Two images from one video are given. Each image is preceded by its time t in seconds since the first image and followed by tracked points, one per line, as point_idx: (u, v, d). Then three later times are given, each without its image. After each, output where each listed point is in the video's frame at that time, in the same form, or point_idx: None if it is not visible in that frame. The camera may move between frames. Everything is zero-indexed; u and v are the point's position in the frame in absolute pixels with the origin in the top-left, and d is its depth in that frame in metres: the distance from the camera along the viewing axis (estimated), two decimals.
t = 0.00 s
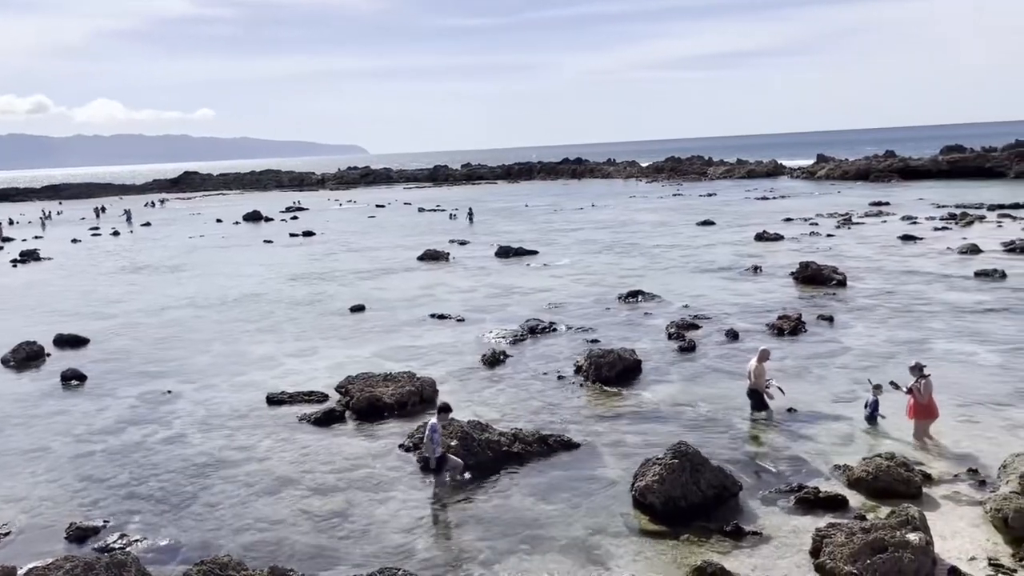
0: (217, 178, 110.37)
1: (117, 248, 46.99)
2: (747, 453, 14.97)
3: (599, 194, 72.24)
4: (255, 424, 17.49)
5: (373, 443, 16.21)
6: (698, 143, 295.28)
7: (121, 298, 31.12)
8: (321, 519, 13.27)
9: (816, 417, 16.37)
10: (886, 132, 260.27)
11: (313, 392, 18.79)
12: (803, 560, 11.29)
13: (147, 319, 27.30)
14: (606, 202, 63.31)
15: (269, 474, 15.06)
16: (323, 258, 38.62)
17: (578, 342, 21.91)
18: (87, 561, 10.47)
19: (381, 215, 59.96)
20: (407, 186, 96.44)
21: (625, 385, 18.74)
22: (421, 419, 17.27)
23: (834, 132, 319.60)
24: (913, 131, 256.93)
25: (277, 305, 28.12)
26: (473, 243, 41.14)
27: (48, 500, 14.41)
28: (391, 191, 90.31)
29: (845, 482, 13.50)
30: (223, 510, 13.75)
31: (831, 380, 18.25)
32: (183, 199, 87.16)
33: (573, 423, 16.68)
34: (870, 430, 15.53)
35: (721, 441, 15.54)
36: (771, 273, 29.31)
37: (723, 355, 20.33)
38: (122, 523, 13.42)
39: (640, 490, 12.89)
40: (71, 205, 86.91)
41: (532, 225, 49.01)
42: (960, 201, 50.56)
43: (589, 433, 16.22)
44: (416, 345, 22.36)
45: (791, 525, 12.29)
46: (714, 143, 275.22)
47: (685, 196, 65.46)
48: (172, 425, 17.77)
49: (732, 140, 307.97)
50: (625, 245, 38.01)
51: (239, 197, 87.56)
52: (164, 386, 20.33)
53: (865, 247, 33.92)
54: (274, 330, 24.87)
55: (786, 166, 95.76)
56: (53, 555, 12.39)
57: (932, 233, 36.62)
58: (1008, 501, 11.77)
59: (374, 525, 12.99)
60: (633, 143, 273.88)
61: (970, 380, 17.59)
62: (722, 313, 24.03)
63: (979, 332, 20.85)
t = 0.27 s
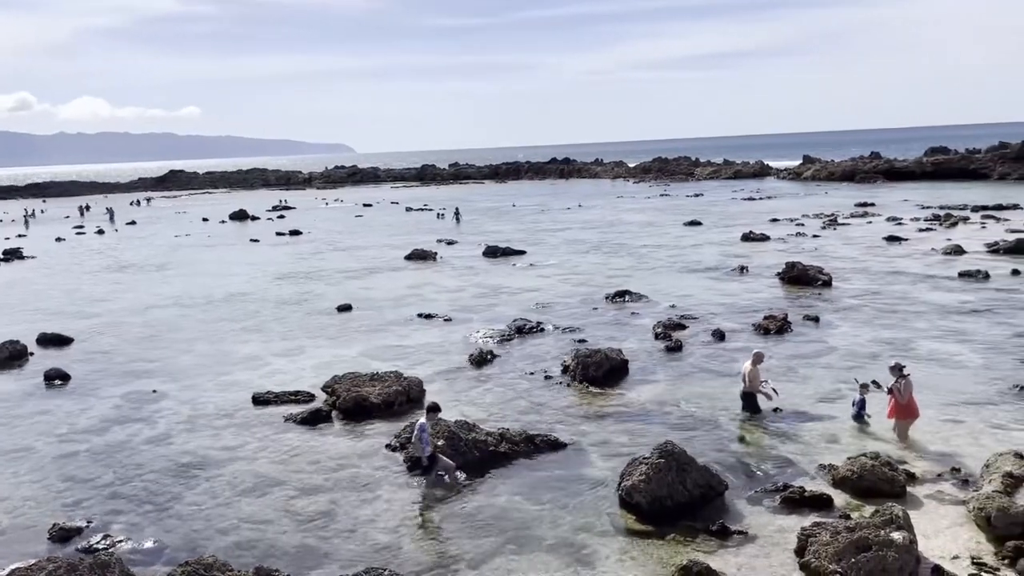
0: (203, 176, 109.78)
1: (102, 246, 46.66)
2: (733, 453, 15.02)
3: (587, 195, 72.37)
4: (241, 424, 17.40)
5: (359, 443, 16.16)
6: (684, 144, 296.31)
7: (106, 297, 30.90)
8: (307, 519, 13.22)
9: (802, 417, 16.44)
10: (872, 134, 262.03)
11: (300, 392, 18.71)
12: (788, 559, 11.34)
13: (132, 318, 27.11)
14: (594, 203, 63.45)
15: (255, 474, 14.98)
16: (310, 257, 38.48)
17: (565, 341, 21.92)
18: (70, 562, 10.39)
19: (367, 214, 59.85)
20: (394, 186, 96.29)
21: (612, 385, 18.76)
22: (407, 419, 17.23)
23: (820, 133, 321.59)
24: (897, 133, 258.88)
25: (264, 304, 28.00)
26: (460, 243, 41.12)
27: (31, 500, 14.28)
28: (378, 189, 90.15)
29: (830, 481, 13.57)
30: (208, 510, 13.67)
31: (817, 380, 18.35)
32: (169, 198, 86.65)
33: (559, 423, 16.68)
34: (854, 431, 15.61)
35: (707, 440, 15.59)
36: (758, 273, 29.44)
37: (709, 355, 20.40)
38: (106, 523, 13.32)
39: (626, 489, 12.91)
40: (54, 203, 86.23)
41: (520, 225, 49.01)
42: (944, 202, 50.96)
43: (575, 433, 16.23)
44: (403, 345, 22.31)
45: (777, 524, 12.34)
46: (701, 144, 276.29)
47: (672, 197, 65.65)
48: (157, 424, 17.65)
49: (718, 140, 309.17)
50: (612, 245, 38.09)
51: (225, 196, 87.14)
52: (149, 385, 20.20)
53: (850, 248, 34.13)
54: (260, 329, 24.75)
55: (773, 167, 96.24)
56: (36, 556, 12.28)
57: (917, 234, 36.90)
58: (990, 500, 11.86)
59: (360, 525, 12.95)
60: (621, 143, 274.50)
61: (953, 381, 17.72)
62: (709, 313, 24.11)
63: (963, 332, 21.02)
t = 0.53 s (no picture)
0: (189, 175, 109.18)
1: (86, 245, 46.31)
2: (718, 453, 15.07)
3: (574, 195, 72.48)
4: (226, 424, 17.30)
5: (346, 443, 16.11)
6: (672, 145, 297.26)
7: (90, 297, 30.67)
8: (293, 520, 13.17)
9: (787, 417, 16.52)
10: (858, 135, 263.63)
11: (285, 392, 18.63)
12: (773, 559, 11.38)
13: (116, 318, 26.92)
14: (581, 203, 63.59)
15: (240, 475, 14.91)
16: (296, 257, 38.35)
17: (552, 342, 21.95)
18: (52, 563, 10.32)
19: (354, 214, 59.72)
20: (382, 185, 96.14)
21: (599, 385, 18.79)
22: (394, 419, 17.19)
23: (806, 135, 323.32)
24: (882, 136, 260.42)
25: (249, 304, 27.89)
26: (447, 243, 41.10)
27: (12, 501, 14.15)
28: (365, 189, 89.97)
29: (815, 482, 13.64)
30: (192, 511, 13.59)
31: (802, 380, 18.44)
32: (154, 197, 86.17)
33: (546, 424, 16.69)
34: (840, 431, 15.70)
35: (692, 441, 15.64)
36: (744, 274, 29.56)
37: (695, 356, 20.47)
38: (89, 525, 13.22)
39: (612, 490, 12.92)
40: (38, 202, 85.60)
41: (507, 225, 49.02)
42: (928, 204, 51.38)
43: (562, 433, 16.24)
44: (389, 345, 22.27)
45: (762, 524, 12.39)
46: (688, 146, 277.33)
47: (659, 198, 65.84)
48: (141, 425, 17.54)
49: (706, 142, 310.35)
50: (599, 246, 38.16)
51: (212, 195, 86.73)
52: (133, 385, 20.07)
53: (836, 249, 34.32)
54: (246, 329, 24.64)
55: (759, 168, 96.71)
56: (17, 558, 12.17)
57: (901, 236, 37.17)
58: (973, 500, 11.95)
59: (346, 525, 12.91)
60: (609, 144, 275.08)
61: (937, 382, 17.84)
62: (695, 314, 24.19)
63: (946, 333, 21.18)
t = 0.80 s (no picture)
0: (174, 174, 108.49)
1: (69, 244, 45.92)
2: (704, 453, 15.11)
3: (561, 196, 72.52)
4: (211, 425, 17.21)
5: (331, 443, 16.06)
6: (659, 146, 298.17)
7: (73, 296, 30.41)
8: (278, 521, 13.11)
9: (772, 417, 16.59)
10: (845, 137, 265.15)
11: (271, 392, 18.54)
12: (758, 558, 11.43)
13: (100, 317, 26.72)
14: (568, 204, 63.65)
15: (225, 475, 14.84)
16: (282, 256, 38.19)
17: (539, 342, 21.96)
18: (33, 565, 10.22)
19: (341, 213, 59.52)
20: (369, 185, 95.92)
21: (585, 385, 18.82)
22: (380, 419, 17.15)
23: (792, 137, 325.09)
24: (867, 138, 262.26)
25: (235, 304, 27.74)
26: (434, 243, 41.04)
27: None
28: (352, 189, 89.74)
29: (799, 482, 13.70)
30: (176, 512, 13.51)
31: (787, 381, 18.52)
32: (138, 195, 85.58)
33: (533, 424, 16.70)
34: (824, 432, 15.78)
35: (678, 441, 15.69)
36: (730, 275, 29.68)
37: (681, 356, 20.53)
38: (71, 525, 13.11)
39: (598, 490, 12.93)
40: (20, 200, 84.85)
41: (495, 226, 49.00)
42: (912, 206, 51.75)
43: (548, 433, 16.24)
44: (376, 345, 22.21)
45: (747, 524, 12.44)
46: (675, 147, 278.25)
47: (646, 199, 66.00)
48: (124, 425, 17.41)
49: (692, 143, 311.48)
50: (586, 247, 38.20)
51: (197, 194, 86.24)
52: (116, 385, 19.92)
53: (821, 250, 34.49)
54: (231, 329, 24.51)
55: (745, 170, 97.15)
56: None
57: (886, 237, 37.42)
58: (955, 500, 12.03)
59: (331, 526, 12.86)
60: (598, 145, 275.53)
61: (920, 382, 17.96)
62: (681, 314, 24.27)
63: (930, 334, 21.34)
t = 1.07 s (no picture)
0: (158, 172, 107.83)
1: (52, 243, 45.54)
2: (689, 453, 15.16)
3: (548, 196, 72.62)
4: (195, 425, 17.11)
5: (316, 443, 16.00)
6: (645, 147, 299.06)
7: (56, 295, 30.16)
8: (262, 521, 13.05)
9: (757, 417, 16.66)
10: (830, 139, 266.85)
11: (255, 392, 18.46)
12: (742, 558, 11.47)
13: (83, 316, 26.50)
14: (554, 204, 63.73)
15: (209, 475, 14.76)
16: (267, 255, 38.02)
17: (525, 342, 21.97)
18: (13, 566, 10.12)
19: (327, 212, 59.33)
20: (355, 184, 95.68)
21: (571, 385, 18.84)
22: (365, 420, 17.10)
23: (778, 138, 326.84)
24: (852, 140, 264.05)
25: (220, 303, 27.59)
26: (421, 243, 40.99)
27: None
28: (338, 188, 89.51)
29: (784, 481, 13.77)
30: (160, 513, 13.42)
31: (772, 381, 18.61)
32: (123, 194, 84.91)
33: (519, 424, 16.70)
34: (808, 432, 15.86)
35: (663, 441, 15.73)
36: (716, 276, 29.80)
37: (667, 356, 20.59)
38: (53, 526, 13.00)
39: (583, 490, 12.94)
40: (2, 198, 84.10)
41: (481, 226, 48.99)
42: (896, 207, 52.14)
43: (534, 433, 16.26)
44: (361, 345, 22.15)
45: (731, 524, 12.48)
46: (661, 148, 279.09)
47: (632, 199, 66.16)
48: (107, 425, 17.27)
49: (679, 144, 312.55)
50: (573, 247, 38.26)
51: (182, 193, 85.80)
52: (99, 385, 19.77)
53: (806, 251, 34.68)
54: (216, 329, 24.38)
55: (731, 171, 97.59)
56: None
57: (870, 239, 37.67)
58: (937, 499, 12.12)
59: (316, 526, 12.82)
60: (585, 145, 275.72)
61: (903, 383, 18.09)
62: (667, 315, 24.35)
63: (913, 335, 21.50)
